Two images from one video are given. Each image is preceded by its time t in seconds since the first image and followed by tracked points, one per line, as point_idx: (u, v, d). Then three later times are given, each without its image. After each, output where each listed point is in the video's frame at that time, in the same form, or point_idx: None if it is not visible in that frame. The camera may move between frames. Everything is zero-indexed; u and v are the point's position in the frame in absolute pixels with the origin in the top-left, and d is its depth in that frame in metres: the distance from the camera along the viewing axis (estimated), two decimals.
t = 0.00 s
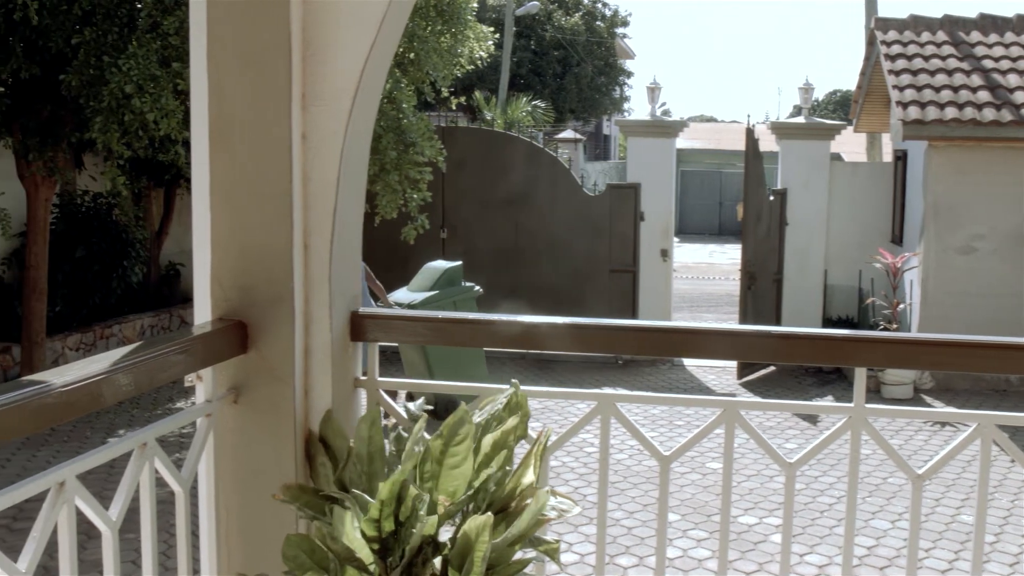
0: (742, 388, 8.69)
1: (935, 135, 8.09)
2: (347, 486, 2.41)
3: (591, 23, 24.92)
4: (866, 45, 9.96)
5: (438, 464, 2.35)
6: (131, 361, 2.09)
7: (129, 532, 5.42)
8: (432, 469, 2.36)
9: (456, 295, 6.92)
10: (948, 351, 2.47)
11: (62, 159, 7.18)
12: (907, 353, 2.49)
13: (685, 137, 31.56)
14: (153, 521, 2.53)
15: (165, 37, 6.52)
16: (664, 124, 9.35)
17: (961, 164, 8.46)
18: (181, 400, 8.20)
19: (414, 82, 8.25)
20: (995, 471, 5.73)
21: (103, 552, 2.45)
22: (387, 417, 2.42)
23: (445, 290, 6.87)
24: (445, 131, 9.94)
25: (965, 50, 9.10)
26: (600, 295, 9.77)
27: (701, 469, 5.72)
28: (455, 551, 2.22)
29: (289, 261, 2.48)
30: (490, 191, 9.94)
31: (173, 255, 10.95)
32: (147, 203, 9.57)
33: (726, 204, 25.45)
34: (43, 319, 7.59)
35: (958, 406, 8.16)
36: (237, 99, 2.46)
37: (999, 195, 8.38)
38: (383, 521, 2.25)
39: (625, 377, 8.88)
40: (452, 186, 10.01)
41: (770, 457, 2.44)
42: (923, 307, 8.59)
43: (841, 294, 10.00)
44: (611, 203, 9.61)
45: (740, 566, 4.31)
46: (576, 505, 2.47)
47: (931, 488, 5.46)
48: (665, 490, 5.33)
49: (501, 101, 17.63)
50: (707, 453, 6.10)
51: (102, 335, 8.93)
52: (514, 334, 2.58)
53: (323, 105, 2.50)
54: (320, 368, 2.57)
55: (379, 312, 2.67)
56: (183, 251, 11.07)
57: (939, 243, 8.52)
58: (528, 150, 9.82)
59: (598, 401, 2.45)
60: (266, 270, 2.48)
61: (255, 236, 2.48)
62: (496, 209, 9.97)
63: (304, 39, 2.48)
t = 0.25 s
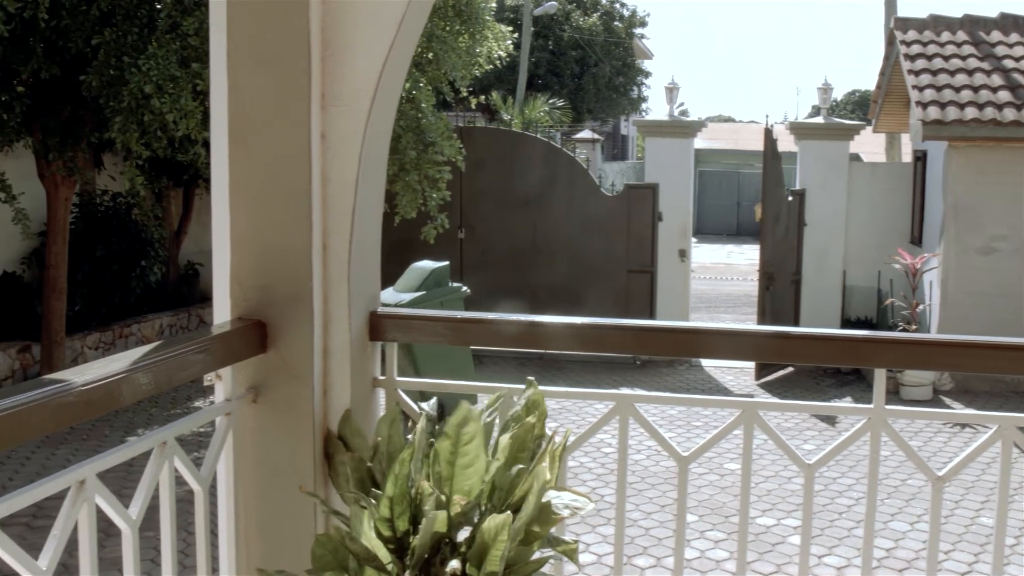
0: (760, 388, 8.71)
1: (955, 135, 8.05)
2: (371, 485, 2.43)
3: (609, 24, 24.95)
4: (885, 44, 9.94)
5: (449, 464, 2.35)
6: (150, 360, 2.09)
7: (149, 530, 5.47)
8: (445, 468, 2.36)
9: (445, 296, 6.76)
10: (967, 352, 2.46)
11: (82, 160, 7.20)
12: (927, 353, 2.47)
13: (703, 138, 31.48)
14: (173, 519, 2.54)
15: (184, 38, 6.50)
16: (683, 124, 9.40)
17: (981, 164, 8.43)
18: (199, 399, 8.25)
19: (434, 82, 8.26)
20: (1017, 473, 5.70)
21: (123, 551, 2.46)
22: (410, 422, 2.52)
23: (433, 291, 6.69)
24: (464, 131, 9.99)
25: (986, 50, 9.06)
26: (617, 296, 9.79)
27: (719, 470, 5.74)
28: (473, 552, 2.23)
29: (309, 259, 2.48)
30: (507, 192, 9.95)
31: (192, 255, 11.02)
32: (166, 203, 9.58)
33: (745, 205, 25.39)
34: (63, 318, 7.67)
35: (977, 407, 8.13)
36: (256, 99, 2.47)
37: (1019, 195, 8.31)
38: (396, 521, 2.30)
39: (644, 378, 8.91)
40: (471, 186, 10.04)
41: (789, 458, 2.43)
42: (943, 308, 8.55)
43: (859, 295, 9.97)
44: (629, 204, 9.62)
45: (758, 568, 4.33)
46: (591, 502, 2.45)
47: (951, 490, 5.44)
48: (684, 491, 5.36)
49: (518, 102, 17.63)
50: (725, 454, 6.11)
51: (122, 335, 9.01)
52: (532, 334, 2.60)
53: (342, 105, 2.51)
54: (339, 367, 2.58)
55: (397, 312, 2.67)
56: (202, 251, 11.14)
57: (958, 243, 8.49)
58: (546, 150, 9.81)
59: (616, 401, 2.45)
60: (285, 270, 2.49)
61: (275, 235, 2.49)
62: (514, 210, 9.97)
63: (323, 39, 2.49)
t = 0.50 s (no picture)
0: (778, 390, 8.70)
1: (977, 135, 8.00)
2: (390, 483, 2.44)
3: (629, 24, 24.94)
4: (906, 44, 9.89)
5: (464, 465, 2.33)
6: (171, 360, 2.10)
7: (168, 529, 5.51)
8: (460, 469, 2.33)
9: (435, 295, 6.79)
10: (988, 354, 2.44)
11: (103, 159, 7.26)
12: (950, 354, 2.46)
13: (721, 137, 31.44)
14: (194, 518, 2.55)
15: (204, 38, 6.46)
16: (702, 124, 9.35)
17: (1003, 166, 8.39)
18: (219, 399, 8.30)
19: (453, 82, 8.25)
20: None
21: (143, 549, 2.47)
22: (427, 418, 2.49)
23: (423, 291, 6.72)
24: (483, 131, 9.98)
25: (1007, 50, 9.01)
26: (636, 296, 9.76)
27: (738, 471, 5.75)
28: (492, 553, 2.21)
29: (329, 260, 2.49)
30: (526, 191, 9.97)
31: (212, 254, 11.07)
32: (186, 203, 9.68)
33: (764, 205, 25.32)
34: (83, 317, 7.73)
35: (999, 410, 8.11)
36: (278, 99, 2.47)
37: None
38: (413, 521, 2.29)
39: (663, 379, 8.94)
40: (489, 186, 10.05)
41: (809, 460, 2.43)
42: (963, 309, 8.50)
43: (880, 296, 9.99)
44: (647, 204, 9.60)
45: (778, 570, 4.33)
46: (610, 499, 2.42)
47: (972, 493, 5.42)
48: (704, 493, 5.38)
49: (537, 103, 17.62)
50: (744, 455, 6.12)
51: (141, 334, 9.08)
52: (550, 333, 2.59)
53: (363, 105, 2.51)
54: (359, 366, 2.58)
55: (416, 311, 2.68)
56: (221, 251, 11.19)
57: (980, 244, 8.44)
58: (566, 149, 9.82)
59: (636, 402, 2.45)
60: (306, 268, 2.50)
61: (295, 235, 2.50)
62: (533, 209, 9.99)
63: (344, 39, 2.50)
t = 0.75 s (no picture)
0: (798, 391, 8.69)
1: (999, 135, 7.96)
2: (409, 484, 2.44)
3: (648, 24, 24.96)
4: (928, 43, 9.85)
5: (484, 464, 2.31)
6: (193, 360, 2.11)
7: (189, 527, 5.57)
8: (480, 469, 2.32)
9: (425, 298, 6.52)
10: (1012, 356, 2.43)
11: (125, 160, 7.30)
12: (971, 356, 2.44)
13: (740, 138, 31.33)
14: (215, 516, 2.56)
15: (226, 38, 6.51)
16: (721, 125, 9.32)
17: None
18: (239, 398, 8.33)
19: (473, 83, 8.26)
20: None
21: (164, 548, 2.48)
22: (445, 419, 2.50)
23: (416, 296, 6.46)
24: (502, 131, 10.00)
25: None
26: (655, 296, 9.76)
27: (757, 472, 5.78)
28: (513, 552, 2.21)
29: (350, 260, 2.49)
30: (546, 191, 9.99)
31: (232, 254, 11.15)
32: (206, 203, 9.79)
33: (784, 206, 25.23)
34: (104, 317, 7.76)
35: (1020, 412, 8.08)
36: (298, 100, 2.48)
37: None
38: (432, 520, 2.31)
39: (683, 379, 8.97)
40: (508, 185, 10.08)
41: (831, 461, 2.42)
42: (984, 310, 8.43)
43: (900, 297, 9.96)
44: (667, 205, 9.59)
45: (798, 571, 4.36)
46: (632, 501, 2.43)
47: (995, 496, 5.40)
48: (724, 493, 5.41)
49: (557, 103, 17.59)
50: (764, 457, 6.14)
51: (162, 333, 9.12)
52: (570, 334, 2.59)
53: (384, 105, 2.52)
54: (379, 366, 2.59)
55: (437, 312, 2.69)
56: (242, 250, 11.27)
57: (1002, 244, 8.40)
58: (586, 148, 9.83)
59: (656, 403, 2.45)
60: (327, 268, 2.50)
61: (316, 236, 2.50)
62: (552, 209, 10.00)
63: (364, 39, 2.50)
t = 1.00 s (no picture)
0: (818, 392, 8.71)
1: (1018, 136, 7.92)
2: (429, 484, 2.45)
3: (667, 24, 24.98)
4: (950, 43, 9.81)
5: (507, 465, 2.32)
6: (214, 359, 2.12)
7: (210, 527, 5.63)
8: (502, 469, 2.33)
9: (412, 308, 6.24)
10: None
11: (145, 160, 7.26)
12: (992, 357, 2.42)
13: (760, 138, 31.24)
14: (235, 515, 2.56)
15: (245, 39, 6.51)
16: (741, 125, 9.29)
17: None
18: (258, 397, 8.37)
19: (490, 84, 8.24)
20: None
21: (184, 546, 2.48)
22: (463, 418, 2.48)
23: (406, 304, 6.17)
24: (521, 132, 10.05)
25: None
26: (673, 297, 9.76)
27: (777, 475, 5.86)
28: (533, 553, 2.19)
29: (370, 260, 2.50)
30: (565, 191, 9.99)
31: (252, 254, 11.24)
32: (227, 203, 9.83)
33: (803, 206, 25.15)
34: (123, 315, 7.89)
35: None
36: (319, 101, 2.48)
37: None
38: (451, 521, 2.29)
39: (704, 379, 8.98)
40: (526, 185, 10.11)
41: (851, 463, 2.41)
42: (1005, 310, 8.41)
43: (920, 298, 9.87)
44: (686, 206, 9.59)
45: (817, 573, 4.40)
46: (651, 505, 2.42)
47: (1017, 499, 5.39)
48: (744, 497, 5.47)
49: (577, 104, 17.59)
50: (784, 459, 6.19)
51: (182, 332, 9.17)
52: (588, 334, 2.59)
53: (404, 105, 2.52)
54: (398, 366, 2.60)
55: (456, 312, 2.69)
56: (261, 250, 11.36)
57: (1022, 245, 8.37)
58: (605, 148, 9.83)
59: (676, 403, 2.45)
60: (347, 268, 2.51)
61: (336, 236, 2.51)
62: (571, 209, 10.01)
63: (385, 39, 2.50)
